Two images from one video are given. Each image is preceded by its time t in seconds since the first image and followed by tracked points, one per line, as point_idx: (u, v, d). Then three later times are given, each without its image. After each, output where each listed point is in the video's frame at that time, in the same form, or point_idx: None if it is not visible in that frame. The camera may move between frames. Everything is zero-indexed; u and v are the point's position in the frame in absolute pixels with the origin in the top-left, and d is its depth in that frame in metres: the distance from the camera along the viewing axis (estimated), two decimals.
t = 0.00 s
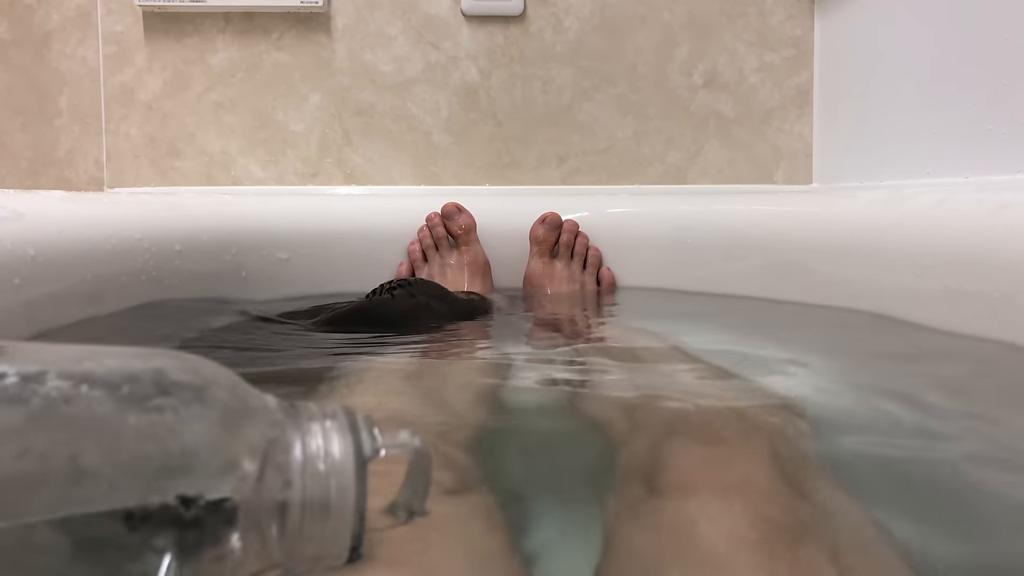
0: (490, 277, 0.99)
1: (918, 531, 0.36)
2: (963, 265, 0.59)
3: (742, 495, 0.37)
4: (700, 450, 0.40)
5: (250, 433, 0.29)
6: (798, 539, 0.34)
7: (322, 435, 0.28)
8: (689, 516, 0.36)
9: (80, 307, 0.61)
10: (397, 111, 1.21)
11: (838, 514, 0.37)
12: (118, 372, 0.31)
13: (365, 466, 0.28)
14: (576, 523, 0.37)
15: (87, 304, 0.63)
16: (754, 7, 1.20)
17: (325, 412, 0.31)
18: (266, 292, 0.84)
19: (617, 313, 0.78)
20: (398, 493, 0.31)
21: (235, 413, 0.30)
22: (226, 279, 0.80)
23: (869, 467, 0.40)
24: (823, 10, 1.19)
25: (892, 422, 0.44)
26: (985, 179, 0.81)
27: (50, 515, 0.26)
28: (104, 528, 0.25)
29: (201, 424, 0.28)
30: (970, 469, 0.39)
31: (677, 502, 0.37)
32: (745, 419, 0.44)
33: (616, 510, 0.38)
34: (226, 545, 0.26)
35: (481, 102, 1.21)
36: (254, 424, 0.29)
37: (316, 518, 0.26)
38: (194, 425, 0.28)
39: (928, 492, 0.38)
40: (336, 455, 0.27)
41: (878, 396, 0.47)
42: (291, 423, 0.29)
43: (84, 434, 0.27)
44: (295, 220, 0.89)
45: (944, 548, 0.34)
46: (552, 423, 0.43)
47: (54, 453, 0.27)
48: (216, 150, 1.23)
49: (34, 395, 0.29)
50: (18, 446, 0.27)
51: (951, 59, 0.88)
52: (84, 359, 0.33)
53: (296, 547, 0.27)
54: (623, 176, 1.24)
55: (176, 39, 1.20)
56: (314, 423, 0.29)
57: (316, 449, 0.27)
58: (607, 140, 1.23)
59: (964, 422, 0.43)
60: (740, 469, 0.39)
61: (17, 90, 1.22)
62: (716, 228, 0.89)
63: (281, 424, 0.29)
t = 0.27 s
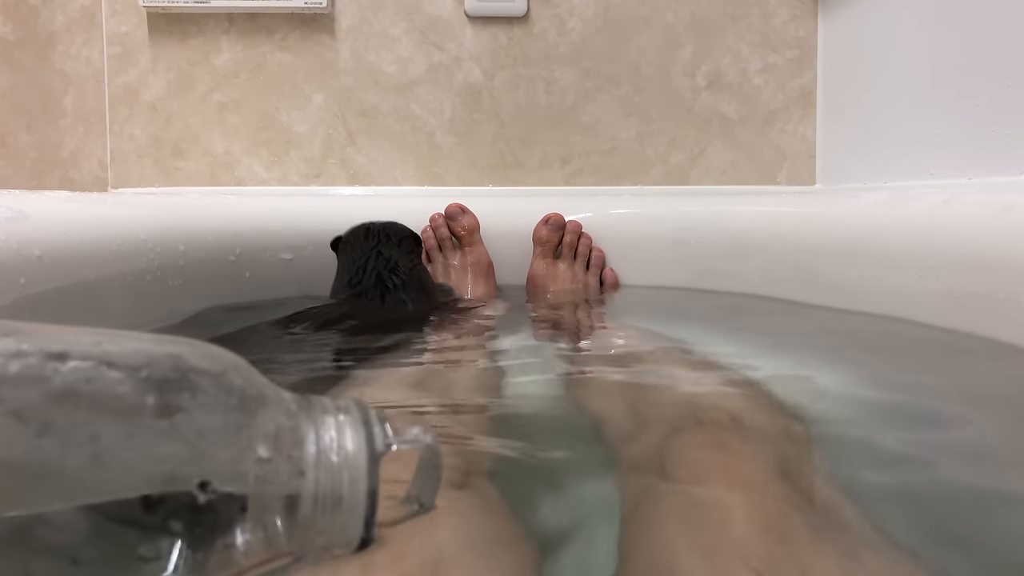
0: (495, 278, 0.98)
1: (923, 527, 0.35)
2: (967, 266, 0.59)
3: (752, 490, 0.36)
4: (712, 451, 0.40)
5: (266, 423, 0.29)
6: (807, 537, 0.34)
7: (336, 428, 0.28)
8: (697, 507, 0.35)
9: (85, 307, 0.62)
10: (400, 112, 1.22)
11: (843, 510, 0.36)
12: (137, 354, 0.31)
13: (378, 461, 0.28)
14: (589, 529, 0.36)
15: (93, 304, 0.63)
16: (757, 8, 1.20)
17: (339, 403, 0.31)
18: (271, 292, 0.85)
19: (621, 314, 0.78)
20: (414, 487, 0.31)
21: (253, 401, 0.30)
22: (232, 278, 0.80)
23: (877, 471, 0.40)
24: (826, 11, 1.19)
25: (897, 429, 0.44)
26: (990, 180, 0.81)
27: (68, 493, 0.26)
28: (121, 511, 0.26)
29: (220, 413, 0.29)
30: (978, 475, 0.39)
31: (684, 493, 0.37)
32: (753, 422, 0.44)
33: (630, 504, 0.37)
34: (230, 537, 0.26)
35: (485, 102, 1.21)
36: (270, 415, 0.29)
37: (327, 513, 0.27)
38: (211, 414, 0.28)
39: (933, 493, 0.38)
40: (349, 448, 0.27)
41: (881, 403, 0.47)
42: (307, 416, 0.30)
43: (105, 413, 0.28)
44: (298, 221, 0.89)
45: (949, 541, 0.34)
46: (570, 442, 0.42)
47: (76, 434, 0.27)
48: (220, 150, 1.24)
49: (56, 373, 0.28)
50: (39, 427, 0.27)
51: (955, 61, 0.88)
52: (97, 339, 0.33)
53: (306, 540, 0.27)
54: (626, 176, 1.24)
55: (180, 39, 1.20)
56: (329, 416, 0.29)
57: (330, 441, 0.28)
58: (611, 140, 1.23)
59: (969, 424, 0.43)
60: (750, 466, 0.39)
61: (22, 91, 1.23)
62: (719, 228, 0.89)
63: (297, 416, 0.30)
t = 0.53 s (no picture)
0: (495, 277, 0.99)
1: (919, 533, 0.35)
2: (967, 267, 0.59)
3: (741, 497, 0.36)
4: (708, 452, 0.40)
5: (292, 424, 0.28)
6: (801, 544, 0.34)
7: (359, 422, 0.27)
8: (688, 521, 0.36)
9: (85, 307, 0.62)
10: (401, 112, 1.22)
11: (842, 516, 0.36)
12: (157, 364, 0.30)
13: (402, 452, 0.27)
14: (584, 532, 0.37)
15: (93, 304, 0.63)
16: (758, 8, 1.20)
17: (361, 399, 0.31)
18: (271, 292, 0.85)
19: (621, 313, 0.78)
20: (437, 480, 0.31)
21: (278, 402, 0.30)
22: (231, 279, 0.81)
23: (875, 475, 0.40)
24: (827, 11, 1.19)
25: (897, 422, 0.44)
26: (991, 180, 0.80)
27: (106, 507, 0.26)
28: (160, 520, 0.26)
29: (249, 417, 0.28)
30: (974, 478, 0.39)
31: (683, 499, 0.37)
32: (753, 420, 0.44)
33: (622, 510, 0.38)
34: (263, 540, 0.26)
35: (486, 102, 1.21)
36: (294, 415, 0.29)
37: (356, 506, 0.26)
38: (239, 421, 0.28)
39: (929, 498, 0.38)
40: (374, 442, 0.27)
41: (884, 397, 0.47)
42: (330, 413, 0.29)
43: (137, 427, 0.27)
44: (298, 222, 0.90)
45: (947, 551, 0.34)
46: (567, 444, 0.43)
47: (109, 449, 0.27)
48: (221, 150, 1.24)
49: (85, 388, 0.28)
50: (72, 441, 0.27)
51: (956, 61, 0.88)
52: (112, 348, 0.32)
53: (337, 536, 0.26)
54: (627, 176, 1.24)
55: (181, 39, 1.20)
56: (351, 411, 0.29)
57: (354, 436, 0.27)
58: (612, 140, 1.23)
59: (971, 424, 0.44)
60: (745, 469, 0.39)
61: (23, 91, 1.23)
62: (719, 229, 0.89)
63: (321, 414, 0.29)
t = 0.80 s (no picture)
0: (496, 277, 0.99)
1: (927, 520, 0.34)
2: (968, 266, 0.59)
3: (743, 487, 0.35)
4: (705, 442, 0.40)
5: (304, 425, 0.30)
6: (809, 526, 0.33)
7: (370, 427, 0.30)
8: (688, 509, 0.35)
9: (86, 305, 0.62)
10: (402, 112, 1.22)
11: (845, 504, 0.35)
12: (172, 361, 0.31)
13: (410, 458, 0.30)
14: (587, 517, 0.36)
15: (95, 303, 0.63)
16: (759, 8, 1.20)
17: (368, 404, 0.33)
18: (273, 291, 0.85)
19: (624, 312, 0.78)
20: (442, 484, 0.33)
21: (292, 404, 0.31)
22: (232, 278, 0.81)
23: (878, 467, 0.39)
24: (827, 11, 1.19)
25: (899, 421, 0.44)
26: (992, 179, 0.80)
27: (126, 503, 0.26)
28: (176, 519, 0.26)
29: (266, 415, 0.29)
30: (978, 470, 0.38)
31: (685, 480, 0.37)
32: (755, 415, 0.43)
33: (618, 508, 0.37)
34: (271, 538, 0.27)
35: (487, 102, 1.21)
36: (306, 418, 0.31)
37: (365, 508, 0.28)
38: (257, 421, 0.29)
39: (935, 488, 0.37)
40: (384, 445, 0.29)
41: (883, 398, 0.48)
42: (341, 417, 0.31)
43: (159, 427, 0.28)
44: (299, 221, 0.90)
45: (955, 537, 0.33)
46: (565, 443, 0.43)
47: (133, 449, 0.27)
48: (222, 150, 1.24)
49: (108, 386, 0.28)
50: (95, 439, 0.26)
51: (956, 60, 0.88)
52: (123, 345, 0.32)
53: (347, 537, 0.28)
54: (628, 176, 1.24)
55: (182, 39, 1.20)
56: (361, 416, 0.31)
57: (366, 439, 0.29)
58: (612, 140, 1.23)
59: (967, 421, 0.44)
60: (747, 459, 0.38)
61: (24, 91, 1.23)
62: (719, 228, 0.89)
63: (332, 418, 0.31)
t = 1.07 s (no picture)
0: (496, 277, 0.99)
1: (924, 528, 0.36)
2: (968, 267, 0.59)
3: (752, 487, 0.37)
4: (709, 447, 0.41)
5: (307, 413, 0.29)
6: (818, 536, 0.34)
7: (372, 416, 0.29)
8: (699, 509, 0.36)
9: (85, 308, 0.62)
10: (402, 113, 1.22)
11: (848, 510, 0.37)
12: (175, 349, 0.28)
13: (413, 449, 0.29)
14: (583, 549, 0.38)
15: (94, 305, 0.63)
16: (759, 8, 1.20)
17: (372, 391, 0.32)
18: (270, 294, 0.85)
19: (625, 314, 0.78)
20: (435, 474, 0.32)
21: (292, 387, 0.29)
22: (228, 279, 0.81)
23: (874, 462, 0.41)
24: (827, 11, 1.19)
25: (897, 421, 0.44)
26: (992, 181, 0.80)
27: (129, 496, 0.24)
28: (178, 514, 0.25)
29: (261, 403, 0.28)
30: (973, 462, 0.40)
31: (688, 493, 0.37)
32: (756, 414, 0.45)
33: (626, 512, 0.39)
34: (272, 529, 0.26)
35: (487, 103, 1.21)
36: (307, 404, 0.29)
37: (368, 500, 0.27)
38: (254, 408, 0.27)
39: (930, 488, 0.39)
40: (387, 435, 0.28)
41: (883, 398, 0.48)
42: (344, 404, 0.30)
43: (156, 419, 0.26)
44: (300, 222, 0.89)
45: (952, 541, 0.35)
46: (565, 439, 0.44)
47: (131, 444, 0.25)
48: (222, 151, 1.24)
49: (107, 378, 0.26)
50: (94, 432, 0.25)
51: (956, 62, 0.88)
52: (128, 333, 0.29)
53: (350, 526, 0.28)
54: (627, 177, 1.24)
55: (182, 40, 1.20)
56: (363, 404, 0.30)
57: (368, 429, 0.28)
58: (612, 141, 1.23)
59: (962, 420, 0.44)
60: (750, 460, 0.39)
61: (24, 92, 1.23)
62: (719, 229, 0.89)
63: (334, 405, 0.30)
